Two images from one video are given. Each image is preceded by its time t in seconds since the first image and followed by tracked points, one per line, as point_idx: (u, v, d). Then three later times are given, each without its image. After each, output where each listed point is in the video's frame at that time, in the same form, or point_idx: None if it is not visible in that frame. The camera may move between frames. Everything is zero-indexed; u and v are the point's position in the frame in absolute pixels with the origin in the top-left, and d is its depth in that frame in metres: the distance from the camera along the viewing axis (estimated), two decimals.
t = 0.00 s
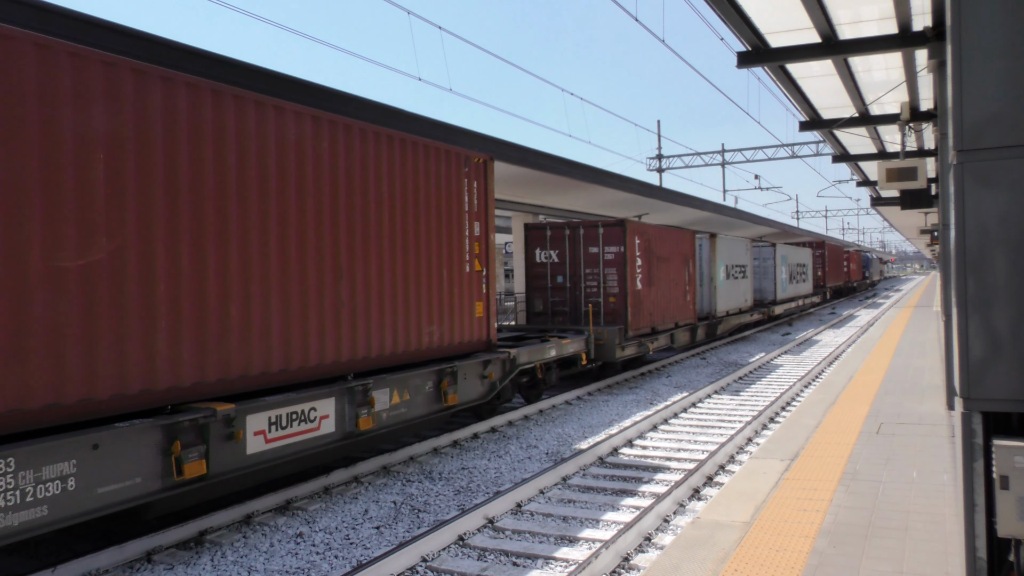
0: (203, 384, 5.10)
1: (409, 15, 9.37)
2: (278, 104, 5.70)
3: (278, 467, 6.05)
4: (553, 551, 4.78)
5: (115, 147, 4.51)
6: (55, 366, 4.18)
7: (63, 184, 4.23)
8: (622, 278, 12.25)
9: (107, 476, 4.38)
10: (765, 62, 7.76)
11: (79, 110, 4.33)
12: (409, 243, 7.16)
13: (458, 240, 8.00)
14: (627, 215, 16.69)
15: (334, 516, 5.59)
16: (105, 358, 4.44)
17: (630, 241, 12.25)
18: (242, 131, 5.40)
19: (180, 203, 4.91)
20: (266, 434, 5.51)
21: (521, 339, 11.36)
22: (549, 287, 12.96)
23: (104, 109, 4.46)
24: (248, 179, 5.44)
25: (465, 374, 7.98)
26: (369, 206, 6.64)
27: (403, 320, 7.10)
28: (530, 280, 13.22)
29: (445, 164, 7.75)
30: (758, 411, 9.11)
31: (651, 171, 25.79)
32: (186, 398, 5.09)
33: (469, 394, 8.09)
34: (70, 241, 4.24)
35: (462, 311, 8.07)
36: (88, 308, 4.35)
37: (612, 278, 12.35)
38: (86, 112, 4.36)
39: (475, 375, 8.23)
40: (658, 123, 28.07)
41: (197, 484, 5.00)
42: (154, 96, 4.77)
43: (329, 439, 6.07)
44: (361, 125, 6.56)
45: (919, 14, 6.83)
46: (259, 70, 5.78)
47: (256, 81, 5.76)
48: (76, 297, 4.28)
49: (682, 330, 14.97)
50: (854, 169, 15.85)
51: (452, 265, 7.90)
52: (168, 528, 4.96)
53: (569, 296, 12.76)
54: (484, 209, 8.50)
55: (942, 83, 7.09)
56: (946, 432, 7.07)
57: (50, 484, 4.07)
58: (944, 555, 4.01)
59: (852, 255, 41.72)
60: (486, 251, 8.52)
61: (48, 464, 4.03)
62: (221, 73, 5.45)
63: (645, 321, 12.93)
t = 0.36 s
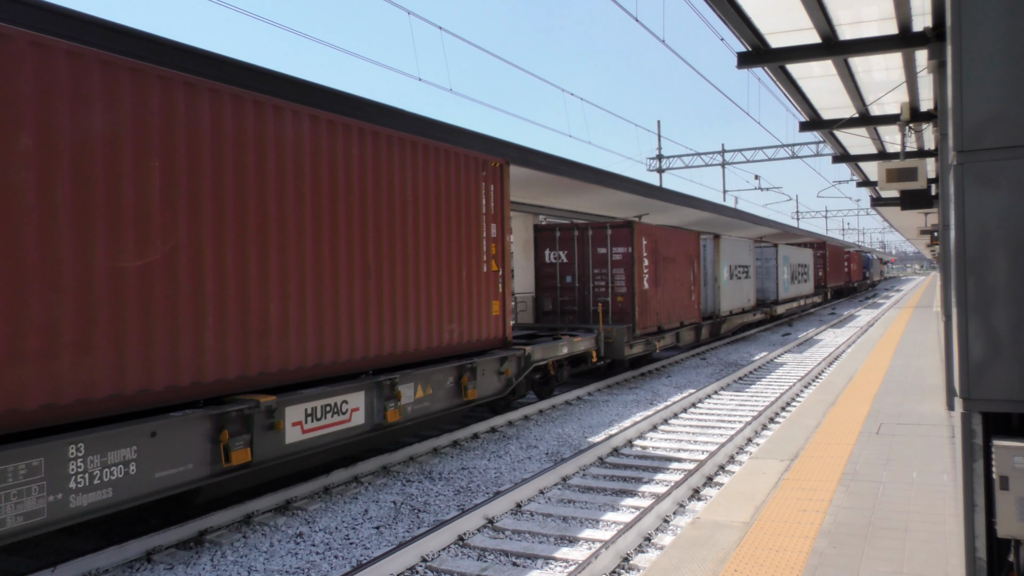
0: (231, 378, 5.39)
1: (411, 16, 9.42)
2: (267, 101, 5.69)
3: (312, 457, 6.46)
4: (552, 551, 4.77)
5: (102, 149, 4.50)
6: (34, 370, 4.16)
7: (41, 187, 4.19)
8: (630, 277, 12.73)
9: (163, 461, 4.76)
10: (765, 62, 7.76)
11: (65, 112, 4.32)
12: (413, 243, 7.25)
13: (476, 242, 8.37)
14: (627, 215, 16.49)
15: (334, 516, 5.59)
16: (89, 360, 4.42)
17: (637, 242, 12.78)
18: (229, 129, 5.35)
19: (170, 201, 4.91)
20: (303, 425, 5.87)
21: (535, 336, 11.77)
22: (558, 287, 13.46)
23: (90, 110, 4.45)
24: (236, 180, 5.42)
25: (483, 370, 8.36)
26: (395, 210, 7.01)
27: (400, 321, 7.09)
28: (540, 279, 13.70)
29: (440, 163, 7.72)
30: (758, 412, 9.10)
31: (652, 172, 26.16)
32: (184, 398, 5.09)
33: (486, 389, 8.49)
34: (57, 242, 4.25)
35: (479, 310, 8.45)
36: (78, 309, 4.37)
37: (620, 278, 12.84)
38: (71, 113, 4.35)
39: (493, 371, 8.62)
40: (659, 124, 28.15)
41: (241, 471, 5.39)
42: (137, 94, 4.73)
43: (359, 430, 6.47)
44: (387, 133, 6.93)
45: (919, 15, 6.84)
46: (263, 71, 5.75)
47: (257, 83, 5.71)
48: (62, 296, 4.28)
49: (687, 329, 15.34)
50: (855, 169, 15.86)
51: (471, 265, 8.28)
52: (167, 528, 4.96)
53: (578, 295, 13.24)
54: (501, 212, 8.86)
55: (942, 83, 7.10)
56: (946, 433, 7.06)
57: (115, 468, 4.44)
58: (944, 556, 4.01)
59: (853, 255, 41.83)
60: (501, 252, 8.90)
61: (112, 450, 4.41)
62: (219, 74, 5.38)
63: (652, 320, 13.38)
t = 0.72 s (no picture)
0: (274, 373, 5.77)
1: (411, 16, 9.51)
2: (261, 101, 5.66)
3: (341, 449, 6.75)
4: (553, 552, 4.77)
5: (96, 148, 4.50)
6: (23, 372, 4.11)
7: (31, 186, 4.16)
8: (637, 278, 12.83)
9: (213, 449, 5.09)
10: (766, 63, 7.76)
11: (59, 110, 4.32)
12: (415, 244, 7.32)
13: (493, 244, 8.78)
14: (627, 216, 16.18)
15: (334, 517, 5.59)
16: (83, 362, 4.40)
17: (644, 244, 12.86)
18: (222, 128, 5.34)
19: (167, 201, 4.92)
20: (336, 418, 6.19)
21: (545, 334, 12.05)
22: (567, 287, 13.57)
23: (83, 109, 4.44)
24: (233, 180, 5.41)
25: (499, 367, 8.67)
26: (418, 213, 7.38)
27: (400, 322, 7.12)
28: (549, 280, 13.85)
29: (439, 163, 7.73)
30: (758, 413, 9.10)
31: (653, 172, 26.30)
32: (182, 398, 5.07)
33: (502, 385, 8.79)
34: (49, 241, 4.23)
35: (496, 309, 8.88)
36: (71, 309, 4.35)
37: (628, 279, 12.93)
38: (64, 112, 4.34)
39: (508, 368, 8.91)
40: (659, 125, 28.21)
41: (281, 460, 5.72)
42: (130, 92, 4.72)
43: (386, 423, 6.75)
44: (412, 141, 7.30)
45: (920, 16, 6.84)
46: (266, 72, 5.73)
47: (259, 83, 5.69)
48: (52, 296, 4.25)
49: (692, 328, 15.51)
50: (855, 171, 15.86)
51: (489, 266, 8.70)
52: (168, 528, 4.97)
53: (586, 296, 13.35)
54: (516, 215, 9.29)
55: (943, 85, 7.09)
56: (946, 434, 7.05)
57: (170, 455, 4.77)
58: (944, 557, 4.01)
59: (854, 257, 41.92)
60: (517, 254, 9.34)
61: (168, 438, 4.73)
62: (220, 74, 5.34)
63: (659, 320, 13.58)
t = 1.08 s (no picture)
0: (309, 366, 6.00)
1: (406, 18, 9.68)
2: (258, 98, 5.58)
3: (369, 441, 7.06)
4: (552, 552, 4.77)
5: (100, 149, 4.46)
6: (17, 375, 4.03)
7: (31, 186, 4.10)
8: (645, 278, 13.11)
9: (256, 438, 5.41)
10: (767, 64, 7.75)
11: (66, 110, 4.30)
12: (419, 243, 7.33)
13: (509, 245, 9.05)
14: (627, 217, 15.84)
15: (333, 516, 5.59)
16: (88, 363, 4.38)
17: (652, 245, 13.13)
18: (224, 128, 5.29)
19: (174, 201, 4.90)
20: (366, 410, 6.51)
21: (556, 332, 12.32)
22: (576, 287, 13.89)
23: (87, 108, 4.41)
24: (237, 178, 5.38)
25: (515, 363, 8.97)
26: (439, 216, 7.64)
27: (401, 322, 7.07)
28: (558, 280, 14.17)
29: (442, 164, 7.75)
30: (758, 414, 9.09)
31: (653, 172, 26.35)
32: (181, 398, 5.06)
33: (517, 381, 9.10)
34: (89, 237, 4.38)
35: (513, 308, 9.14)
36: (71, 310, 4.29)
37: (635, 279, 13.24)
38: (66, 112, 4.30)
39: (523, 364, 9.22)
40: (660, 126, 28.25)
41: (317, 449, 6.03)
42: (130, 89, 4.66)
43: (411, 416, 7.08)
44: (435, 146, 7.59)
45: (921, 18, 6.85)
46: (268, 71, 5.69)
47: (261, 82, 5.64)
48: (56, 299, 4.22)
49: (697, 328, 15.65)
50: (856, 172, 15.86)
51: (505, 267, 8.97)
52: (167, 527, 4.97)
53: (595, 295, 13.66)
54: (531, 217, 9.54)
55: (943, 86, 7.10)
56: (946, 436, 7.05)
57: (218, 442, 5.09)
58: (944, 560, 4.01)
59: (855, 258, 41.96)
60: (532, 254, 9.60)
61: (217, 427, 5.05)
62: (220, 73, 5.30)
63: (665, 320, 13.75)
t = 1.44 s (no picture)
0: (342, 361, 6.35)
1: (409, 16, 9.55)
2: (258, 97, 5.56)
3: (396, 433, 7.41)
4: (552, 553, 4.77)
5: (103, 149, 4.47)
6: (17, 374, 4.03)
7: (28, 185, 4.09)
8: (653, 279, 13.25)
9: (295, 428, 5.76)
10: (769, 65, 7.74)
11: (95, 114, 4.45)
12: (422, 243, 7.35)
13: (525, 247, 9.36)
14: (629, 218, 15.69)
15: (335, 516, 5.59)
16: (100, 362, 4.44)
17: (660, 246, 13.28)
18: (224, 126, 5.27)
19: (222, 204, 5.25)
20: (394, 403, 6.82)
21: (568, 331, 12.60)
22: (586, 287, 14.07)
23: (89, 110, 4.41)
24: (239, 178, 5.39)
25: (531, 360, 9.32)
26: (459, 218, 7.96)
27: (404, 321, 7.11)
28: (568, 280, 14.33)
29: (446, 165, 7.77)
30: (759, 415, 9.06)
31: (656, 174, 26.37)
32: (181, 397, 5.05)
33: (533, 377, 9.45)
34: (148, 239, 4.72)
35: (528, 307, 9.46)
36: (74, 309, 4.31)
37: (644, 279, 13.36)
38: (67, 111, 4.30)
39: (539, 361, 9.58)
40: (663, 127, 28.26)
41: (351, 440, 6.38)
42: (131, 89, 4.65)
43: (436, 410, 7.43)
44: (458, 151, 7.93)
45: (924, 18, 6.85)
46: (269, 71, 5.69)
47: (260, 82, 5.62)
48: (59, 296, 4.23)
49: (703, 328, 15.75)
50: (858, 173, 15.83)
51: (522, 267, 9.29)
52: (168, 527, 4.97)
53: (604, 295, 13.83)
54: (546, 219, 9.85)
55: (947, 87, 7.10)
56: (948, 437, 7.04)
57: (261, 432, 5.44)
58: (946, 561, 4.00)
59: (859, 259, 41.91)
60: (548, 255, 9.91)
61: (261, 417, 5.42)
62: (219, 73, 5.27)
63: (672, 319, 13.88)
